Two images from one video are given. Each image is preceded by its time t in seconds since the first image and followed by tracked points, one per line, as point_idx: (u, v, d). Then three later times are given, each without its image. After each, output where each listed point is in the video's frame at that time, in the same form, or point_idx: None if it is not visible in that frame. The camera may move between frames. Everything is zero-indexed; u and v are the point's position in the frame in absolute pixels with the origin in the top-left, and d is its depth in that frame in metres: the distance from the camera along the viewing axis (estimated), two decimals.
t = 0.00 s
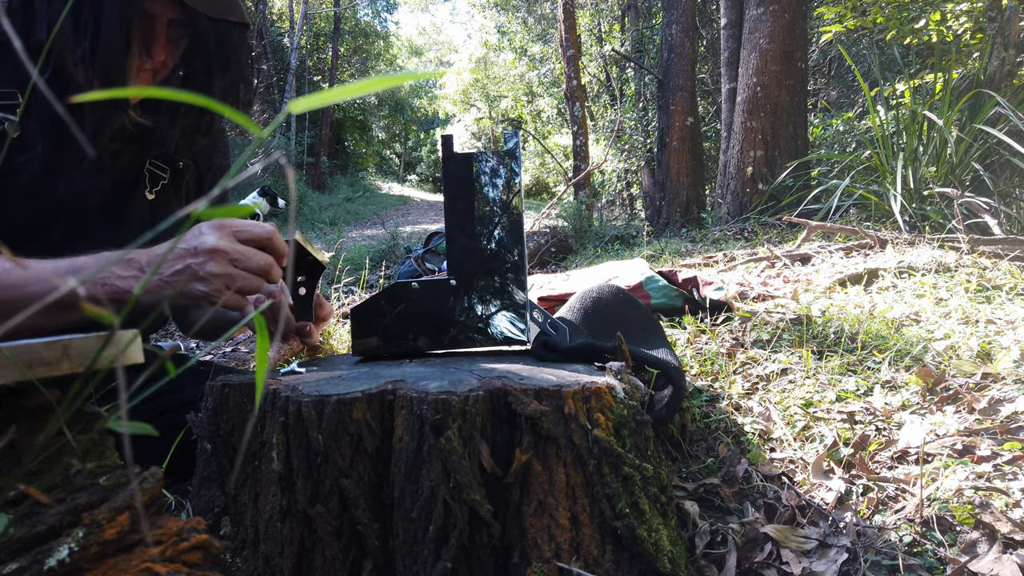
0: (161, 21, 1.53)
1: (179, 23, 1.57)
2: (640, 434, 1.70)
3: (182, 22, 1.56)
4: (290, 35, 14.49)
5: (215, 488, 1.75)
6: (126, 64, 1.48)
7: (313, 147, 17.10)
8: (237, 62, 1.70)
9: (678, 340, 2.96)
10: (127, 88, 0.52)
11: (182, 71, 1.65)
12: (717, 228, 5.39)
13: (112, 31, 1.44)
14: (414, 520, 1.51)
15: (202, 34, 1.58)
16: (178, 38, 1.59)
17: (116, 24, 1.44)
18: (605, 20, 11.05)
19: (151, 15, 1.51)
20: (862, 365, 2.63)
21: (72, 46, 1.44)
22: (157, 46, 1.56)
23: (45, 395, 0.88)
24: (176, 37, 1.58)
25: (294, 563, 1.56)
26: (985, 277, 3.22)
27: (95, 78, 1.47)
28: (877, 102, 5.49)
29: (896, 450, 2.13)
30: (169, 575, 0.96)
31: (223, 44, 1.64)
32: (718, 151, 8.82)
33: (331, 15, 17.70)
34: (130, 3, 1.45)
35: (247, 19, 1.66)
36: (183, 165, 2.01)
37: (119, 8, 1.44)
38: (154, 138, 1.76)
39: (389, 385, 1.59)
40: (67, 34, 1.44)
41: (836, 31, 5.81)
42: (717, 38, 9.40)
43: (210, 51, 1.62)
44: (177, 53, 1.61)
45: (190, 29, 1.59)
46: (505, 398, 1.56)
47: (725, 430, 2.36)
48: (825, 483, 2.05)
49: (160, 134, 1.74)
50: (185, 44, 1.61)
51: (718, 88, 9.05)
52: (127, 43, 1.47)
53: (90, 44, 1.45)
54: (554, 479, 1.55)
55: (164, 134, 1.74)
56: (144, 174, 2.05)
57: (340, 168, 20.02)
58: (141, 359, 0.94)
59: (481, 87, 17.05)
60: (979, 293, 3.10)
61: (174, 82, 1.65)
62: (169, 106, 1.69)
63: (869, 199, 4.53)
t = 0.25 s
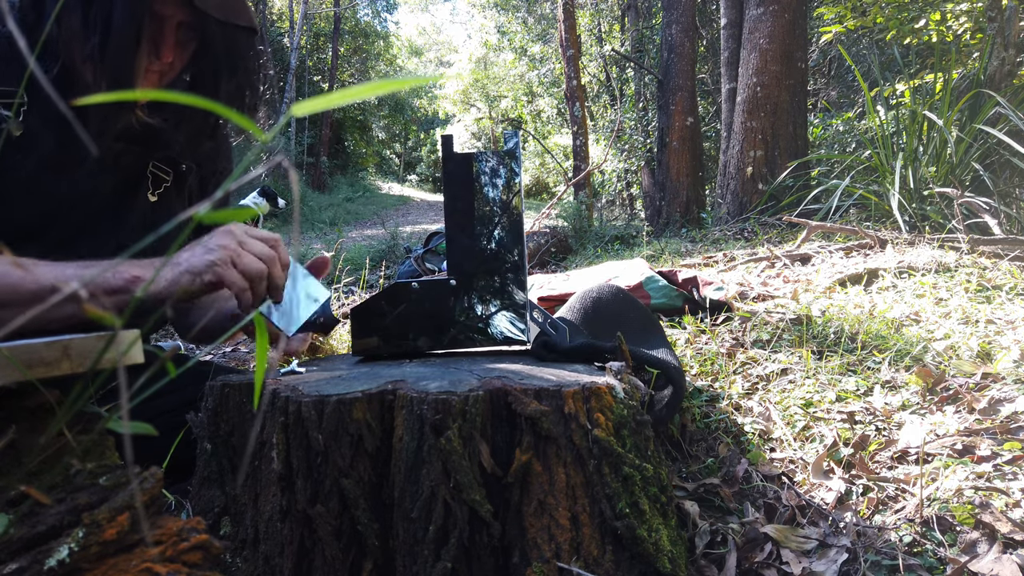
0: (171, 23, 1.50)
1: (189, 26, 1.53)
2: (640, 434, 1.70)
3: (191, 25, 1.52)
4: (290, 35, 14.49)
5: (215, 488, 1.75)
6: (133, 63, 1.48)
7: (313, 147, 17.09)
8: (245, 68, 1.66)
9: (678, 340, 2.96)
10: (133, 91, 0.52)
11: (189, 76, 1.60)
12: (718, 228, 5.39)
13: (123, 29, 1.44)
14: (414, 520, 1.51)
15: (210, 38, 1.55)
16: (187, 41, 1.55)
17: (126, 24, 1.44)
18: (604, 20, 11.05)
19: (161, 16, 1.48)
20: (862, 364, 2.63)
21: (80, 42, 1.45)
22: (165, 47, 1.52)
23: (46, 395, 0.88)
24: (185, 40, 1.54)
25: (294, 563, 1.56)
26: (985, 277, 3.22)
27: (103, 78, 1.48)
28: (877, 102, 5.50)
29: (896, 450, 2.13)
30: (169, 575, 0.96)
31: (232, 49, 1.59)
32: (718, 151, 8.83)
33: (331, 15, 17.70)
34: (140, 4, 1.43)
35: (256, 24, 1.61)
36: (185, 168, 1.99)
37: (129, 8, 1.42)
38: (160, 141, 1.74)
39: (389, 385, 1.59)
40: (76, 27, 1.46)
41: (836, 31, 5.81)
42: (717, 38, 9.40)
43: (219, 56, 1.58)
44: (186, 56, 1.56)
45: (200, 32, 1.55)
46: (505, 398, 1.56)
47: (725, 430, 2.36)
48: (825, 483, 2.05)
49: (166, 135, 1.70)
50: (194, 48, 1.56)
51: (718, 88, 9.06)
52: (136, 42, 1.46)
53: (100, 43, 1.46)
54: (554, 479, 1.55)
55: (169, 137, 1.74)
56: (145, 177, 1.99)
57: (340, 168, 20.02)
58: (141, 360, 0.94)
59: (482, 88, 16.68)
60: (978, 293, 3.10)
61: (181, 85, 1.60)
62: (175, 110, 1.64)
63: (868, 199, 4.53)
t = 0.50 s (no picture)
0: (174, 23, 1.49)
1: (192, 29, 1.52)
2: (640, 434, 1.70)
3: (194, 27, 1.51)
4: (290, 35, 14.49)
5: (215, 488, 1.75)
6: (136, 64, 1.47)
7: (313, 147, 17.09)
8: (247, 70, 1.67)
9: (678, 340, 2.96)
10: (133, 93, 0.52)
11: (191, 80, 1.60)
12: (718, 228, 5.39)
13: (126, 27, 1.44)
14: (414, 520, 1.51)
15: (213, 41, 1.54)
16: (190, 43, 1.54)
17: (130, 24, 1.44)
18: (605, 20, 11.05)
19: (164, 17, 1.47)
20: (862, 364, 2.63)
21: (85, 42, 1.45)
22: (168, 47, 1.51)
23: (46, 394, 0.88)
24: (187, 41, 1.53)
25: (294, 563, 1.56)
26: (985, 277, 3.22)
27: (106, 78, 1.48)
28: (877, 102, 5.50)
29: (896, 450, 2.13)
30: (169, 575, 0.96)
31: (234, 54, 1.60)
32: (718, 151, 8.83)
33: (331, 15, 17.71)
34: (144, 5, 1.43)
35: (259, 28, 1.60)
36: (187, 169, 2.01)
37: (132, 8, 1.42)
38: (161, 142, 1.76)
39: (388, 385, 1.59)
40: (82, 24, 1.46)
41: (836, 31, 5.81)
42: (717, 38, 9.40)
43: (222, 60, 1.59)
44: (188, 58, 1.55)
45: (203, 36, 1.54)
46: (505, 398, 1.56)
47: (725, 430, 2.36)
48: (825, 483, 2.05)
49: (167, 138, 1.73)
50: (196, 50, 1.55)
51: (718, 88, 9.06)
52: (138, 43, 1.46)
53: (104, 42, 1.46)
54: (554, 479, 1.55)
55: (171, 138, 1.75)
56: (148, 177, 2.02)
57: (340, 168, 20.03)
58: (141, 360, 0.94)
59: (483, 87, 16.38)
60: (979, 293, 3.10)
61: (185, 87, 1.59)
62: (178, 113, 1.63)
63: (868, 199, 4.53)
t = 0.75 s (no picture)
0: (173, 23, 1.49)
1: (191, 28, 1.51)
2: (640, 434, 1.70)
3: (193, 26, 1.50)
4: (290, 35, 14.49)
5: (215, 488, 1.75)
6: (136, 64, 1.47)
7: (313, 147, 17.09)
8: (245, 69, 1.65)
9: (678, 340, 2.96)
10: (129, 94, 0.52)
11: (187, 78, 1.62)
12: (718, 228, 5.39)
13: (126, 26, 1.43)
14: (414, 520, 1.51)
15: (212, 40, 1.54)
16: (189, 42, 1.54)
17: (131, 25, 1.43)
18: (604, 20, 11.05)
19: (164, 17, 1.47)
20: (862, 364, 2.63)
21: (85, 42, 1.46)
22: (166, 47, 1.52)
23: (46, 395, 0.88)
24: (186, 40, 1.53)
25: (294, 563, 1.56)
26: (985, 277, 3.22)
27: (108, 80, 1.47)
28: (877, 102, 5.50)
29: (896, 450, 2.13)
30: None
31: (233, 53, 1.58)
32: (718, 151, 8.83)
33: (331, 15, 17.70)
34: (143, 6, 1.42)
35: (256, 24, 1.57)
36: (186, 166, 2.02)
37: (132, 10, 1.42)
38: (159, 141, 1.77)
39: (389, 385, 1.59)
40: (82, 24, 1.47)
41: (836, 31, 5.81)
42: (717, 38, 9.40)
43: (221, 58, 1.58)
44: (187, 56, 1.56)
45: (202, 34, 1.53)
46: (505, 398, 1.56)
47: (725, 431, 2.36)
48: (825, 483, 2.05)
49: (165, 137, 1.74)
50: (195, 48, 1.56)
51: (718, 88, 9.06)
52: (138, 43, 1.45)
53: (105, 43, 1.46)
54: (554, 479, 1.55)
55: (168, 137, 1.76)
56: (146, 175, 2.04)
57: (340, 168, 20.04)
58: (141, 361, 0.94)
59: (481, 87, 16.58)
60: (979, 293, 3.10)
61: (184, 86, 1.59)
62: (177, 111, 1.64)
63: (868, 199, 4.53)
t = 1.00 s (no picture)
0: (165, 19, 1.49)
1: (183, 24, 1.52)
2: (640, 434, 1.70)
3: (185, 22, 1.51)
4: (290, 35, 14.48)
5: (215, 488, 1.75)
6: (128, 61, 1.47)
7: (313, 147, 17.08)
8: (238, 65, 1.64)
9: (678, 340, 2.96)
10: (127, 92, 0.52)
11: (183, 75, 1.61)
12: (718, 228, 5.39)
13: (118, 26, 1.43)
14: (414, 520, 1.51)
15: (204, 37, 1.53)
16: (182, 38, 1.54)
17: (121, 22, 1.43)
18: (604, 20, 11.05)
19: (155, 13, 1.47)
20: (862, 365, 2.63)
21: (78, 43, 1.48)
22: (160, 44, 1.52)
23: (46, 394, 0.88)
24: (178, 37, 1.54)
25: (294, 563, 1.56)
26: (985, 277, 3.22)
27: (101, 76, 1.50)
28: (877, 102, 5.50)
29: (896, 450, 2.13)
30: None
31: (226, 49, 1.57)
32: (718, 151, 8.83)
33: (331, 15, 17.69)
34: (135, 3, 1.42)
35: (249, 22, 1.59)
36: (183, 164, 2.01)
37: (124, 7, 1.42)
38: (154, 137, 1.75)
39: (389, 385, 1.59)
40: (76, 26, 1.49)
41: (836, 31, 5.81)
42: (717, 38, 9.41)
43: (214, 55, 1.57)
44: (179, 53, 1.56)
45: (194, 30, 1.53)
46: (505, 398, 1.56)
47: (725, 431, 2.36)
48: (825, 483, 2.05)
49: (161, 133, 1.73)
50: (187, 45, 1.56)
51: (718, 88, 9.06)
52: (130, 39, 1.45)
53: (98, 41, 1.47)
54: (554, 479, 1.55)
55: (164, 134, 1.75)
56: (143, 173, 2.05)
57: (340, 168, 20.04)
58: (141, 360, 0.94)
59: (481, 87, 16.60)
60: (979, 293, 3.10)
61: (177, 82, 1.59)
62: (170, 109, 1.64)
63: (868, 199, 4.53)
